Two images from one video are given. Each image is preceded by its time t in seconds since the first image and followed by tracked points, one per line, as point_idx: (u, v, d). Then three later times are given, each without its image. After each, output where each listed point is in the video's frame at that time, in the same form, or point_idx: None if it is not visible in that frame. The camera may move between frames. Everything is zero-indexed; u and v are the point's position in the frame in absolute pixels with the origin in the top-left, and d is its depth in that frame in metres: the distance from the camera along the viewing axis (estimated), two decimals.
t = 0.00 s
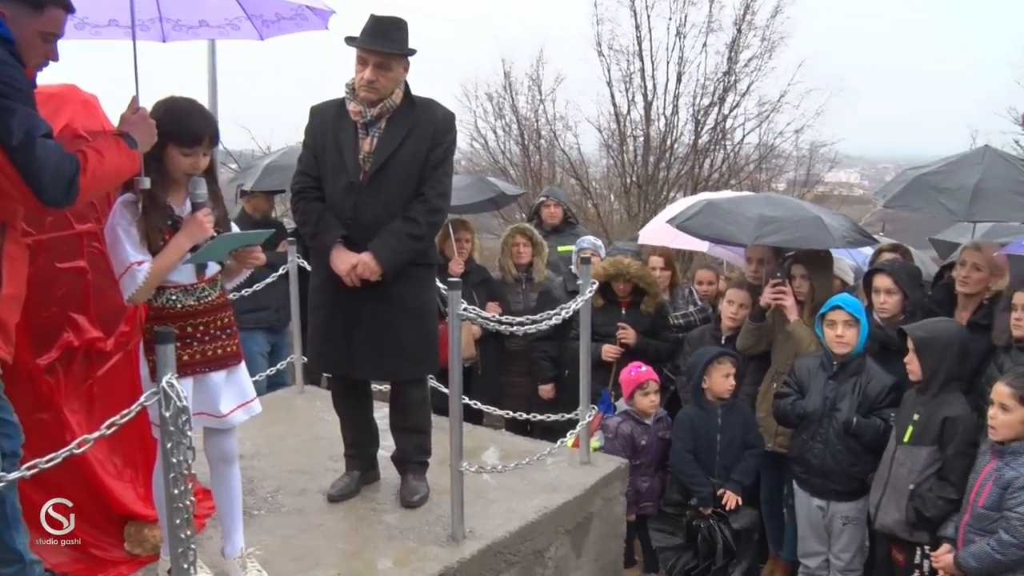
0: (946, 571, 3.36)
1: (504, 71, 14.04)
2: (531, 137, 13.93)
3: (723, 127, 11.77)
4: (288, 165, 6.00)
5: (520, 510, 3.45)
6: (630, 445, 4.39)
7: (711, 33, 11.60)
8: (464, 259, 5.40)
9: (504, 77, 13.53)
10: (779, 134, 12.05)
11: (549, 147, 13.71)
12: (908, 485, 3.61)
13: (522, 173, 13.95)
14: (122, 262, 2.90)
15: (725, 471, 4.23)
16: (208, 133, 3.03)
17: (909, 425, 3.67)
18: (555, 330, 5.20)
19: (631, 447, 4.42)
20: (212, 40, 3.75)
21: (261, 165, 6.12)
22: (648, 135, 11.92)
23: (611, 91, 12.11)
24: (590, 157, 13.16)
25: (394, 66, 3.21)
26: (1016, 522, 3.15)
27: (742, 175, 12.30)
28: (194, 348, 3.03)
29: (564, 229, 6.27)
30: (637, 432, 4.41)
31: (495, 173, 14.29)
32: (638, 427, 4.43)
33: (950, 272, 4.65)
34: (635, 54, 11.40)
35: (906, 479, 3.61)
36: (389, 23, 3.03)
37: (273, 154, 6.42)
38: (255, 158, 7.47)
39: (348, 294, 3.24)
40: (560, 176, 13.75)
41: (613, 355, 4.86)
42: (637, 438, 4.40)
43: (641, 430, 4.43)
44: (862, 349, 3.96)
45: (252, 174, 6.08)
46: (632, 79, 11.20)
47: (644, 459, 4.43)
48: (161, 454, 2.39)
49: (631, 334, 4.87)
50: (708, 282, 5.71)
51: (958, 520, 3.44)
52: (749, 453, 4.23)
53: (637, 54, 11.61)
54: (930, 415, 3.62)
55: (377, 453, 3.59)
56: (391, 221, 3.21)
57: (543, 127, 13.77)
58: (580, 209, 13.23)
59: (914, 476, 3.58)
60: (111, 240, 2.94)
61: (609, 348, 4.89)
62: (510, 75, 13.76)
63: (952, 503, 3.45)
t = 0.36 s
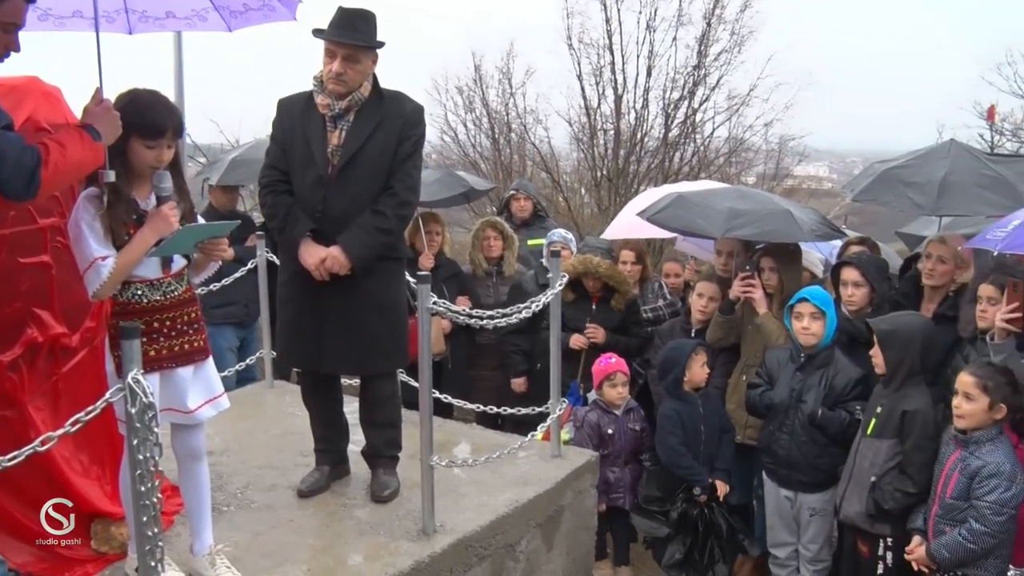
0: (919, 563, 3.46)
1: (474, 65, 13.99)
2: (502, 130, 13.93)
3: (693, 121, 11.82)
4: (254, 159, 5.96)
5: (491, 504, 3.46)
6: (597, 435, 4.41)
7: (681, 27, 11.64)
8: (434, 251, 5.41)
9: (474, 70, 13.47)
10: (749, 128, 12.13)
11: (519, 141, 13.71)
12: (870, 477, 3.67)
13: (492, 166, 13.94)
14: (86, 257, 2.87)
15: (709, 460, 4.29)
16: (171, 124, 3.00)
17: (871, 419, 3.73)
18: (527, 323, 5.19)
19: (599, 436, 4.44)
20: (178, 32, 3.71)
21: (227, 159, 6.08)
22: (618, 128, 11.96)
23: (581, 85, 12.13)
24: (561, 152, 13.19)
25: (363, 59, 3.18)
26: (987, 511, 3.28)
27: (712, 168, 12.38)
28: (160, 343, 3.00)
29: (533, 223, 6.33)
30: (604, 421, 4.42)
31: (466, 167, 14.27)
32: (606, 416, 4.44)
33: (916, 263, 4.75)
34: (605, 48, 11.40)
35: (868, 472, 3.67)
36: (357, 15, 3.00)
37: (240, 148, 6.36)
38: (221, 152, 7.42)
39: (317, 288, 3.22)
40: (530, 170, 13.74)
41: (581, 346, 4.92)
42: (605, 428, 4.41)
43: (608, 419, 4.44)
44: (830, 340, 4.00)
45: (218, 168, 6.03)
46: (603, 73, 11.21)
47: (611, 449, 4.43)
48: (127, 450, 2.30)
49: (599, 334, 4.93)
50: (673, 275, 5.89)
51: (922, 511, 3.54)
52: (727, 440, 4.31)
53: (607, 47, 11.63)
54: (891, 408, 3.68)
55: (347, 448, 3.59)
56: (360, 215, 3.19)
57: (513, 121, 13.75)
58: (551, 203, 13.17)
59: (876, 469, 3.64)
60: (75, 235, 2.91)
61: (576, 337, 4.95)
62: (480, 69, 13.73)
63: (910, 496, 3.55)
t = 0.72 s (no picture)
0: (912, 553, 3.48)
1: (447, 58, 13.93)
2: (474, 124, 13.90)
3: (665, 115, 11.87)
4: (225, 152, 5.91)
5: (465, 498, 3.47)
6: (573, 425, 4.45)
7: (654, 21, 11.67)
8: (406, 246, 5.45)
9: (446, 64, 13.42)
10: (721, 122, 12.22)
11: (492, 135, 13.69)
12: (855, 472, 3.68)
13: (465, 160, 13.91)
14: (56, 251, 2.82)
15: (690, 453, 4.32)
16: (142, 118, 2.97)
17: (850, 413, 3.74)
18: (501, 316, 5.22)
19: (576, 428, 4.47)
20: (148, 27, 3.66)
21: (198, 152, 6.03)
22: (590, 122, 11.98)
23: (554, 78, 12.12)
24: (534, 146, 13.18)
25: (335, 52, 3.16)
26: (979, 497, 3.34)
27: (684, 162, 12.46)
28: (131, 338, 2.97)
29: (505, 216, 6.35)
30: (580, 412, 4.46)
31: (439, 161, 14.22)
32: (582, 407, 4.48)
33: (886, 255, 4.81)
34: (577, 42, 11.40)
35: (852, 467, 3.69)
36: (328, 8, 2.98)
37: (209, 142, 6.31)
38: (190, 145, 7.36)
39: (289, 282, 3.21)
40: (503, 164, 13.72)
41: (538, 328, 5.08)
42: (580, 419, 4.45)
43: (585, 410, 4.48)
44: (797, 336, 4.05)
45: (189, 161, 5.98)
46: (575, 67, 11.21)
47: (588, 441, 4.45)
48: (98, 447, 2.28)
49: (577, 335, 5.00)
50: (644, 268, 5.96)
51: (907, 501, 3.58)
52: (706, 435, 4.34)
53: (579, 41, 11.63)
54: (872, 402, 3.70)
55: (320, 442, 3.59)
56: (333, 209, 3.18)
57: (485, 115, 13.74)
58: (522, 197, 12.99)
59: (861, 464, 3.66)
60: (45, 229, 2.87)
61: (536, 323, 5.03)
62: (452, 62, 13.68)
63: (899, 487, 3.55)
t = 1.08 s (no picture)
0: (875, 540, 3.60)
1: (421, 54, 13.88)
2: (449, 121, 13.87)
3: (639, 112, 11.92)
4: (198, 148, 5.86)
5: (440, 495, 3.47)
6: (547, 420, 4.48)
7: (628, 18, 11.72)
8: (382, 243, 5.45)
9: (420, 60, 13.37)
10: (695, 119, 12.29)
11: (466, 131, 13.67)
12: (833, 467, 3.71)
13: (439, 157, 13.88)
14: (29, 248, 2.80)
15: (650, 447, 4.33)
16: (120, 116, 2.94)
17: (825, 408, 3.75)
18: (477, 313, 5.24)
19: (550, 422, 4.51)
20: (119, 23, 3.62)
21: (171, 149, 5.98)
22: (565, 119, 11.99)
23: (529, 75, 12.12)
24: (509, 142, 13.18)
25: (309, 48, 3.15)
26: (942, 487, 3.42)
27: (658, 159, 12.52)
28: (104, 337, 2.94)
29: (480, 214, 6.37)
30: (555, 407, 4.49)
31: (413, 158, 14.18)
32: (558, 402, 4.51)
33: (858, 252, 4.89)
34: (552, 38, 11.41)
35: (830, 462, 3.70)
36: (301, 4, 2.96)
37: (182, 139, 6.25)
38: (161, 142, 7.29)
39: (263, 279, 3.19)
40: (477, 161, 13.69)
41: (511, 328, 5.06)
42: (554, 414, 4.48)
43: (560, 405, 4.50)
44: (771, 330, 4.10)
45: (162, 158, 5.94)
46: (550, 63, 11.22)
47: (561, 435, 4.48)
48: (69, 448, 2.23)
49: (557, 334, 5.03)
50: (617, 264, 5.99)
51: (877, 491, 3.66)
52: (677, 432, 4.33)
53: (554, 38, 11.64)
54: (845, 397, 3.73)
55: (295, 440, 3.59)
56: (307, 206, 3.17)
57: (459, 112, 13.72)
58: (498, 194, 13.12)
59: (839, 459, 3.69)
60: (18, 225, 2.85)
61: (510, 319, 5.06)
62: (427, 58, 13.63)
63: (877, 478, 3.62)
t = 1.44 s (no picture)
0: (849, 540, 3.60)
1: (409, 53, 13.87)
2: (437, 120, 13.86)
3: (627, 111, 11.94)
4: (186, 148, 5.85)
5: (429, 494, 3.48)
6: (529, 420, 4.50)
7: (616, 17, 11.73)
8: (370, 244, 5.42)
9: (408, 59, 13.34)
10: (683, 118, 12.32)
11: (455, 131, 13.67)
12: (807, 464, 3.74)
13: (428, 156, 13.87)
14: (17, 248, 2.80)
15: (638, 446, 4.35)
16: (108, 114, 2.94)
17: (803, 406, 3.80)
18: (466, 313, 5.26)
19: (532, 421, 4.53)
20: (104, 22, 3.68)
21: (159, 149, 5.97)
22: (553, 118, 12.00)
23: (518, 74, 12.12)
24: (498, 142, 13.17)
25: (295, 48, 3.15)
26: (912, 487, 3.43)
27: (647, 158, 12.54)
28: (91, 337, 2.94)
29: (467, 213, 6.38)
30: (537, 407, 4.50)
31: (402, 157, 14.16)
32: (540, 402, 4.52)
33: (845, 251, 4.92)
34: (540, 38, 11.39)
35: (804, 459, 3.75)
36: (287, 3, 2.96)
37: (170, 138, 6.25)
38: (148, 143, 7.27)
39: (250, 278, 3.19)
40: (466, 160, 13.69)
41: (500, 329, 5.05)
42: (536, 414, 4.50)
43: (542, 405, 4.52)
44: (760, 329, 4.12)
45: (150, 158, 5.93)
46: (538, 63, 11.23)
47: (543, 435, 4.49)
48: (55, 448, 2.22)
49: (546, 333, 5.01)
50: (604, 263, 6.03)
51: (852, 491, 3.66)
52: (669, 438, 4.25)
53: (542, 38, 11.65)
54: (823, 396, 3.77)
55: (283, 440, 3.59)
56: (294, 205, 3.17)
57: (448, 111, 13.69)
58: (486, 194, 13.05)
59: (813, 456, 3.73)
60: (5, 225, 2.84)
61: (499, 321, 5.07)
62: (415, 57, 13.62)
63: (848, 478, 3.63)
